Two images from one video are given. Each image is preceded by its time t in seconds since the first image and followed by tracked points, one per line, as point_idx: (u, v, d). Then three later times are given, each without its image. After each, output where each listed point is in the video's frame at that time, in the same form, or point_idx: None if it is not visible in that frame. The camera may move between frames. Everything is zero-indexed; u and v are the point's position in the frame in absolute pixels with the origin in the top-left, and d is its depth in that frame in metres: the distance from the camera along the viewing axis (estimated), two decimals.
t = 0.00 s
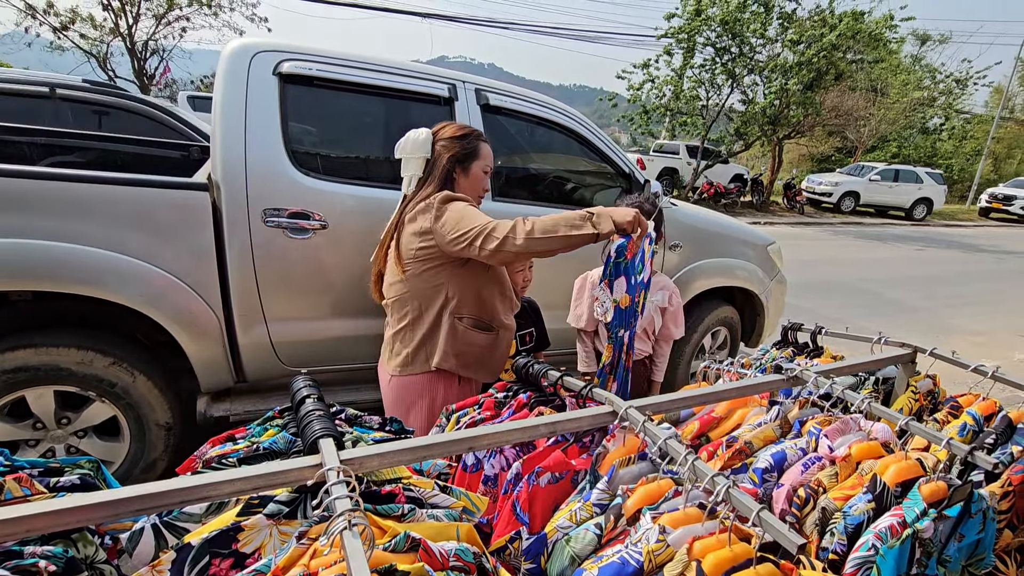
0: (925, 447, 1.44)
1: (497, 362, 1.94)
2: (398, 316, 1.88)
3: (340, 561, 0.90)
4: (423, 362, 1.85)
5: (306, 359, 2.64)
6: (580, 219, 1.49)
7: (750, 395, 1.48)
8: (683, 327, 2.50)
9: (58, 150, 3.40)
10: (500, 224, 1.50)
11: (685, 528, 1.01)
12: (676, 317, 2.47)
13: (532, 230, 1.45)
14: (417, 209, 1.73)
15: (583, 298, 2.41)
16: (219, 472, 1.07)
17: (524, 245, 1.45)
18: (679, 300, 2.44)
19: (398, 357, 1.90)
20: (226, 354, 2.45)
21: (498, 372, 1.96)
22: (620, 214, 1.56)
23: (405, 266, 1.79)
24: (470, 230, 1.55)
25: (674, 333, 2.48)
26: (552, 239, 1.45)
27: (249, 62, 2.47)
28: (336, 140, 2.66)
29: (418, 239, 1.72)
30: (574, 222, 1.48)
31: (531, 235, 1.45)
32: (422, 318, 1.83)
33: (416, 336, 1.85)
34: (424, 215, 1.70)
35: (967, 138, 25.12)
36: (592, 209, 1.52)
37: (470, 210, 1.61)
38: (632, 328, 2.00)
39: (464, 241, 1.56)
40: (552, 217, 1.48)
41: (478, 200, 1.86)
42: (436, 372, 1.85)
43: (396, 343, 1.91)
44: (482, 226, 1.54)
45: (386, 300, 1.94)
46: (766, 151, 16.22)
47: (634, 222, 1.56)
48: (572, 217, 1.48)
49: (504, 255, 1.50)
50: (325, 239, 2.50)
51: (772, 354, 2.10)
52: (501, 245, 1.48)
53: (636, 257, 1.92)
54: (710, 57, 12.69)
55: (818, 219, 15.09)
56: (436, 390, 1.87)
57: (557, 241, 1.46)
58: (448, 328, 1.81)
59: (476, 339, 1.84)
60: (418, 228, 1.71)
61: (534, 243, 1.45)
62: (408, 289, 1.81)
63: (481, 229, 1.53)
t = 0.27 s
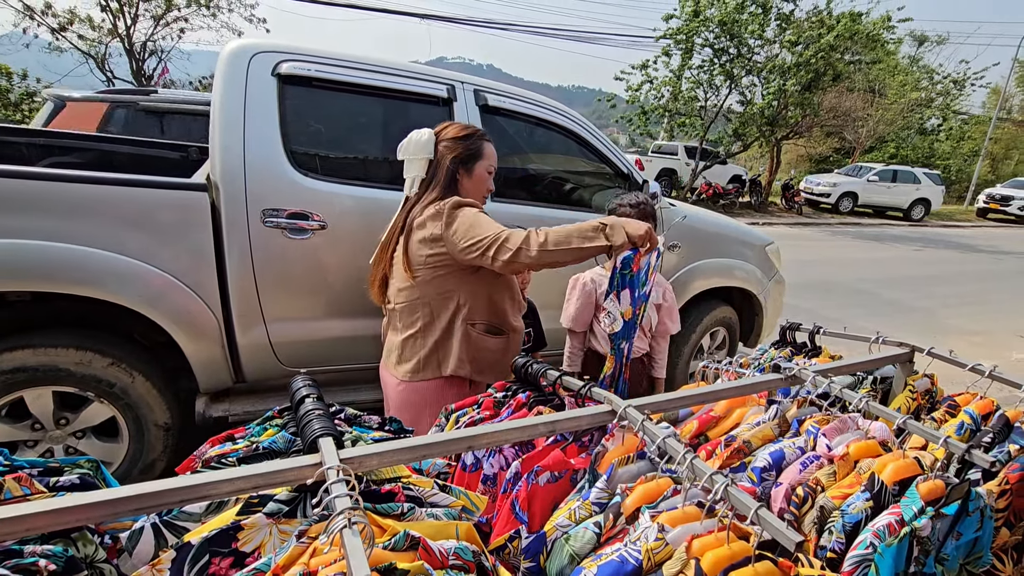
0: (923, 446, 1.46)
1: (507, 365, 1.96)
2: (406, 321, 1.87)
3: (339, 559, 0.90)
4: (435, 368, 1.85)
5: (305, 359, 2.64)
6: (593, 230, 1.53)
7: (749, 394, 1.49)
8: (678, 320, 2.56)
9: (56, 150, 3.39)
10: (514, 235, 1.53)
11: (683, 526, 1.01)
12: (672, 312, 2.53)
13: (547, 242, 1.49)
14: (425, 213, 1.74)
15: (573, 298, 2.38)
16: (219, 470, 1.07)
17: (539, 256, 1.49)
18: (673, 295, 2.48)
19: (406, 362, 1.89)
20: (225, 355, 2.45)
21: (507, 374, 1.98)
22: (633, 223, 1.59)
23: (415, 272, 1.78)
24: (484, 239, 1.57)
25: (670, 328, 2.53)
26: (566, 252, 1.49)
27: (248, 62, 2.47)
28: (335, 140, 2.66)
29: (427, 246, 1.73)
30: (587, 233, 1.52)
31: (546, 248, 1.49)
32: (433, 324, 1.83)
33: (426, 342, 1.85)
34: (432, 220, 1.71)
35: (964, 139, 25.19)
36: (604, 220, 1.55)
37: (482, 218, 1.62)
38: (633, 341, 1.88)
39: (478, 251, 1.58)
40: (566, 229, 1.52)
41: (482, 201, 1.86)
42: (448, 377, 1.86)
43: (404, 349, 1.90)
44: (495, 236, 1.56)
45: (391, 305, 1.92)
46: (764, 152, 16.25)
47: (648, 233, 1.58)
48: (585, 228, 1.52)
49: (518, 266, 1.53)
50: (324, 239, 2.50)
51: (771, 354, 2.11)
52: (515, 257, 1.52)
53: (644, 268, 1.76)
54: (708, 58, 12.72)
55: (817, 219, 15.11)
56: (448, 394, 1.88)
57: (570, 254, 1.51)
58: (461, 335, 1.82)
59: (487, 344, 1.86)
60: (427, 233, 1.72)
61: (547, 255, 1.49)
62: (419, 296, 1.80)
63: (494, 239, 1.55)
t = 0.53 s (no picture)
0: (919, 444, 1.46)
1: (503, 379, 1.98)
2: (406, 325, 1.86)
3: (337, 557, 0.90)
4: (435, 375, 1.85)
5: (303, 359, 2.64)
6: (595, 278, 1.59)
7: (745, 392, 1.50)
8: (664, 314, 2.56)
9: (53, 151, 3.39)
10: (519, 260, 1.56)
11: (680, 524, 1.02)
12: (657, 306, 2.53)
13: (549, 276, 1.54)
14: (431, 214, 1.73)
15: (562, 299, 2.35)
16: (217, 469, 1.07)
17: (539, 288, 1.54)
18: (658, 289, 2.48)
19: (405, 368, 1.88)
20: (222, 354, 2.45)
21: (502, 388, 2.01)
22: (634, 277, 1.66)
23: (419, 274, 1.77)
24: (488, 256, 1.59)
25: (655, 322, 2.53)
26: (566, 290, 1.56)
27: (246, 62, 2.48)
28: (333, 140, 2.66)
29: (431, 249, 1.72)
30: (590, 279, 1.58)
31: (547, 281, 1.54)
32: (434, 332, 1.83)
33: (427, 348, 1.85)
34: (437, 223, 1.71)
35: (961, 140, 25.29)
36: (609, 270, 1.62)
37: (491, 233, 1.64)
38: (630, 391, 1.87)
39: (482, 266, 1.60)
40: (571, 269, 1.58)
41: (486, 203, 1.87)
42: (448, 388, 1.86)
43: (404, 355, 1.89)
44: (501, 254, 1.58)
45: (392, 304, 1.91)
46: (762, 152, 16.28)
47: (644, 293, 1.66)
48: (589, 274, 1.59)
49: (516, 292, 1.57)
50: (322, 239, 2.50)
51: (768, 353, 2.11)
52: (516, 283, 1.55)
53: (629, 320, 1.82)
54: (705, 59, 12.74)
55: (814, 220, 15.14)
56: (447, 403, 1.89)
57: (568, 294, 1.57)
58: (464, 345, 1.83)
59: (488, 356, 1.88)
60: (431, 236, 1.71)
61: (546, 290, 1.55)
62: (422, 298, 1.80)
63: (499, 258, 1.57)
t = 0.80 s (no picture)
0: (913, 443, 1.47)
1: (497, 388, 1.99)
2: (405, 329, 1.87)
3: (333, 556, 0.90)
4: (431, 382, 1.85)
5: (299, 360, 2.64)
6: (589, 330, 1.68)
7: (741, 391, 1.51)
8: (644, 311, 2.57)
9: (49, 151, 3.38)
10: (520, 292, 1.65)
11: (676, 522, 1.02)
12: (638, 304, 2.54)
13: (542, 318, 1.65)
14: (432, 218, 1.74)
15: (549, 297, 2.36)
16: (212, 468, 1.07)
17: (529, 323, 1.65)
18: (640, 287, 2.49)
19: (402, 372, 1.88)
20: (218, 355, 2.44)
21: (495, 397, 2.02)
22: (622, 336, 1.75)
23: (418, 278, 1.77)
24: (492, 277, 1.65)
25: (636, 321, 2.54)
26: (557, 332, 1.67)
27: (242, 62, 2.47)
28: (330, 141, 2.66)
29: (432, 255, 1.72)
30: (580, 330, 1.68)
31: (541, 320, 1.66)
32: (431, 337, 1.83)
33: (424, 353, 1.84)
34: (439, 227, 1.71)
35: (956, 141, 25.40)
36: (603, 326, 1.70)
37: (496, 255, 1.68)
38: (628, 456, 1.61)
39: (483, 284, 1.66)
40: (568, 314, 1.68)
41: (486, 205, 1.87)
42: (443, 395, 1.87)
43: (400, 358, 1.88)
44: (505, 280, 1.65)
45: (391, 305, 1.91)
46: (758, 153, 16.32)
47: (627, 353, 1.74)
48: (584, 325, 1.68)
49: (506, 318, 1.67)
50: (318, 239, 2.50)
51: (763, 352, 2.12)
52: (511, 313, 1.65)
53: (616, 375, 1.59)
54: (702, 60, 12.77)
55: (810, 220, 15.18)
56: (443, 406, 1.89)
57: (554, 336, 1.68)
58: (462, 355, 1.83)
59: (485, 367, 1.89)
60: (432, 241, 1.72)
61: (535, 326, 1.66)
62: (420, 303, 1.80)
63: (503, 283, 1.65)
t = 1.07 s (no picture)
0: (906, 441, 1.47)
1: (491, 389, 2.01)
2: (402, 330, 1.87)
3: (326, 555, 0.90)
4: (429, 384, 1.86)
5: (294, 360, 2.64)
6: (590, 343, 1.68)
7: (736, 390, 1.52)
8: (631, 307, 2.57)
9: (43, 150, 3.37)
10: (522, 299, 1.67)
11: (669, 520, 1.02)
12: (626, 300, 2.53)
13: (542, 327, 1.67)
14: (432, 219, 1.74)
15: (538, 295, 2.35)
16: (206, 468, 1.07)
17: (528, 330, 1.68)
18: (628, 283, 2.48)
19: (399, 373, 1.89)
20: (213, 355, 2.44)
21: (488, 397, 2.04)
22: (625, 354, 1.72)
23: (417, 279, 1.77)
24: (494, 282, 1.67)
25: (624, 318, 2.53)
26: (556, 341, 1.68)
27: (237, 62, 2.47)
28: (326, 141, 2.66)
29: (432, 257, 1.72)
30: (582, 341, 1.69)
31: (542, 329, 1.68)
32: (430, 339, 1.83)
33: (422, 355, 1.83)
34: (439, 229, 1.71)
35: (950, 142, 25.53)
36: (606, 340, 1.70)
37: (499, 262, 1.69)
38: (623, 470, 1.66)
39: (485, 290, 1.68)
40: (569, 324, 1.69)
41: (485, 207, 1.88)
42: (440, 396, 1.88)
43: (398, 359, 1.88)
44: (509, 286, 1.67)
45: (390, 304, 1.90)
46: (754, 153, 16.38)
47: (631, 369, 1.72)
48: (586, 337, 1.68)
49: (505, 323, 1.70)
50: (313, 239, 2.49)
51: (758, 352, 2.13)
52: (513, 319, 1.68)
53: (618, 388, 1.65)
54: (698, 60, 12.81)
55: (806, 221, 15.23)
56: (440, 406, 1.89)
57: (553, 345, 1.70)
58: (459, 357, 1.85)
59: (480, 368, 1.91)
60: (431, 243, 1.72)
61: (536, 334, 1.68)
62: (418, 306, 1.80)
63: (507, 289, 1.67)
